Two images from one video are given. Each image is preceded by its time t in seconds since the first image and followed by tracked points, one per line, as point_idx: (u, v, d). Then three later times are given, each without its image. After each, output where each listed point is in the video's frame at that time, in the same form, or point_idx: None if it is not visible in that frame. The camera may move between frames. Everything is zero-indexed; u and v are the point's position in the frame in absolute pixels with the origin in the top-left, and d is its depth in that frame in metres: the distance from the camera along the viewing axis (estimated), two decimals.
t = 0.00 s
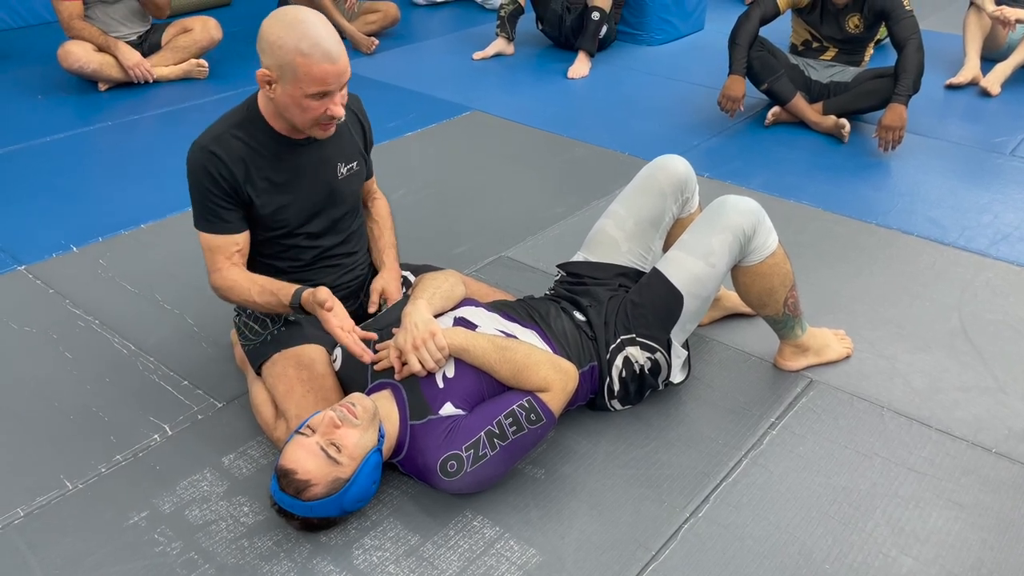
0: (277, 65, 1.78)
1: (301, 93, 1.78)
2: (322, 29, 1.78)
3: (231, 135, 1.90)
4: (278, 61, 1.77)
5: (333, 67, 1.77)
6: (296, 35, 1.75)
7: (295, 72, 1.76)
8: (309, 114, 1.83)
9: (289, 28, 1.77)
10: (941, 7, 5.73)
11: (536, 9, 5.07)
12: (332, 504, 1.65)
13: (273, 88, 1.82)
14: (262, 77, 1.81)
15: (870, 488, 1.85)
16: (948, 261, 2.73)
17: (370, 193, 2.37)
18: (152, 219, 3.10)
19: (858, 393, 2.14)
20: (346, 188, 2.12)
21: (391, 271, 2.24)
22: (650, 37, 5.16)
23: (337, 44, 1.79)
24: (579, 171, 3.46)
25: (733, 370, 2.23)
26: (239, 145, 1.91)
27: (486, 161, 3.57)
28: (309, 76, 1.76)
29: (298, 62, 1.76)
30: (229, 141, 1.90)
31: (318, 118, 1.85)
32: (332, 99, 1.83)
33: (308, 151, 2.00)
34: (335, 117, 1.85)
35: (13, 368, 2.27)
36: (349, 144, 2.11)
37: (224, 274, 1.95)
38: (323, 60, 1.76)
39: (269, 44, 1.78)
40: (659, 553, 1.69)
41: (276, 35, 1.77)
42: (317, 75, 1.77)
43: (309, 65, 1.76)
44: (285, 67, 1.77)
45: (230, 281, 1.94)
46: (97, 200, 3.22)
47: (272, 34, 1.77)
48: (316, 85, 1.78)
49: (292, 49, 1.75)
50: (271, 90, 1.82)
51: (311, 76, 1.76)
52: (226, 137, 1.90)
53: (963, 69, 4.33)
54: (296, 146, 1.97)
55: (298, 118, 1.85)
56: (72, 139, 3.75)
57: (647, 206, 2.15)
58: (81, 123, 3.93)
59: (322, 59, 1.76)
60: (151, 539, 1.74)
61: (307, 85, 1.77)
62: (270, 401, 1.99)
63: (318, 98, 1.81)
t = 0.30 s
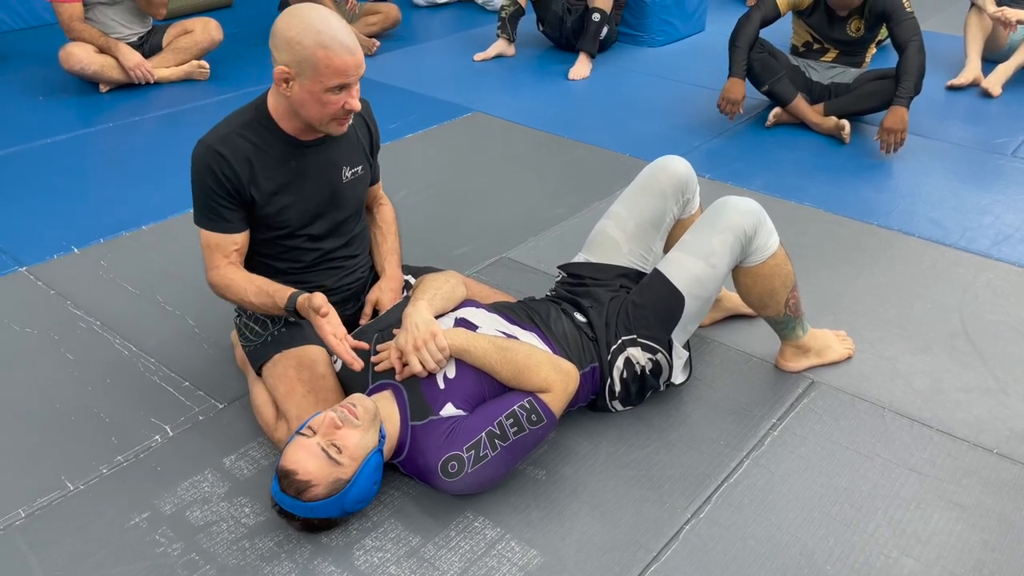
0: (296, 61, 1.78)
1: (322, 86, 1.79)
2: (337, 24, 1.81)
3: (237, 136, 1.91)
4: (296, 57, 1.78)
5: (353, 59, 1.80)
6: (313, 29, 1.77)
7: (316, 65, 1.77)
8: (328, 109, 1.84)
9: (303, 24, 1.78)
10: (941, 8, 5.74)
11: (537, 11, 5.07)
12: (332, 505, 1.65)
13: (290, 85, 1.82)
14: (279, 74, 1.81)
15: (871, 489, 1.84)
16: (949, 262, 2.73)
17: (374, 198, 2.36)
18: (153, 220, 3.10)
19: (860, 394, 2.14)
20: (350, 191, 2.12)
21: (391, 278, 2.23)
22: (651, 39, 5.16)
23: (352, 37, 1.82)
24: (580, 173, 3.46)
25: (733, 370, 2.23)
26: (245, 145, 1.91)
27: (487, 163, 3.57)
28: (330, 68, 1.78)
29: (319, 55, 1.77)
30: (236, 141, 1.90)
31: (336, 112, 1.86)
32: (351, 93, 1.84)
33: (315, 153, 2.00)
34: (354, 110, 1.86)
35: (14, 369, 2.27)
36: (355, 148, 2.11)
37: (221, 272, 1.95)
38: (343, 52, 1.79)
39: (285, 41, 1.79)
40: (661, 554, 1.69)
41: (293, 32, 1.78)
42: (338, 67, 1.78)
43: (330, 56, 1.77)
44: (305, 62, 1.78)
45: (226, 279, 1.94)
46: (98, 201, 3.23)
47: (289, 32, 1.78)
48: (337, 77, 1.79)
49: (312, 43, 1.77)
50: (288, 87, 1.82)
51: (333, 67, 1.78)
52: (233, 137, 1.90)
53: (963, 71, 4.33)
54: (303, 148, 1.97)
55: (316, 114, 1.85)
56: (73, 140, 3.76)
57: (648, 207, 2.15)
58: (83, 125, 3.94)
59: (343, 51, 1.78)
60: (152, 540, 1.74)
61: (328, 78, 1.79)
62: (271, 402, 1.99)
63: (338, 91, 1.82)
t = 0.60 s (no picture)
0: (303, 62, 1.79)
1: (329, 87, 1.80)
2: (343, 25, 1.82)
3: (245, 139, 1.91)
4: (303, 58, 1.79)
5: (360, 60, 1.81)
6: (320, 30, 1.78)
7: (323, 66, 1.78)
8: (334, 110, 1.84)
9: (310, 25, 1.79)
10: (941, 9, 5.74)
11: (537, 13, 5.08)
12: (334, 506, 1.65)
13: (297, 86, 1.82)
14: (285, 76, 1.81)
15: (871, 490, 1.84)
16: (949, 263, 2.73)
17: (376, 200, 2.36)
18: (154, 222, 3.10)
19: (860, 395, 2.14)
20: (354, 192, 2.13)
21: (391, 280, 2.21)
22: (652, 40, 5.16)
23: (358, 38, 1.83)
24: (581, 174, 3.47)
25: (734, 372, 2.23)
26: (252, 148, 1.91)
27: (488, 165, 3.58)
28: (337, 69, 1.78)
29: (326, 55, 1.78)
30: (243, 144, 1.91)
31: (343, 113, 1.86)
32: (357, 94, 1.85)
33: (320, 154, 2.01)
34: (360, 110, 1.87)
35: (16, 370, 2.27)
36: (359, 148, 2.12)
37: (232, 273, 1.96)
38: (350, 52, 1.79)
39: (292, 43, 1.79)
40: (662, 555, 1.69)
41: (300, 33, 1.78)
42: (345, 67, 1.79)
43: (337, 56, 1.78)
44: (312, 63, 1.78)
45: (238, 280, 1.95)
46: (99, 203, 3.23)
47: (296, 33, 1.79)
48: (343, 78, 1.80)
49: (319, 44, 1.78)
50: (294, 89, 1.83)
51: (339, 68, 1.78)
52: (240, 140, 1.91)
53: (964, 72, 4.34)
54: (308, 149, 1.98)
55: (322, 115, 1.85)
56: (76, 142, 3.77)
57: (649, 208, 2.15)
58: (84, 127, 3.94)
59: (349, 52, 1.79)
60: (154, 541, 1.74)
61: (335, 78, 1.79)
62: (272, 403, 1.99)
63: (345, 91, 1.82)
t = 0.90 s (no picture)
0: (300, 63, 1.79)
1: (326, 87, 1.80)
2: (341, 26, 1.83)
3: (247, 141, 1.91)
4: (300, 59, 1.79)
5: (358, 61, 1.81)
6: (318, 32, 1.79)
7: (320, 66, 1.78)
8: (332, 110, 1.84)
9: (307, 26, 1.79)
10: (942, 11, 5.74)
11: (539, 14, 5.08)
12: (335, 506, 1.65)
13: (294, 87, 1.82)
14: (283, 76, 1.81)
15: (872, 491, 1.85)
16: (951, 264, 2.73)
17: (378, 201, 2.36)
18: (156, 223, 3.11)
19: (862, 396, 2.14)
20: (355, 192, 2.13)
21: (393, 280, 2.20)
22: (653, 42, 5.17)
23: (355, 39, 1.83)
24: (582, 175, 3.47)
25: (735, 372, 2.24)
26: (254, 150, 1.92)
27: (489, 166, 3.58)
28: (334, 69, 1.79)
29: (324, 56, 1.78)
30: (245, 146, 1.91)
31: (340, 114, 1.86)
32: (355, 95, 1.85)
33: (322, 155, 2.01)
34: (357, 112, 1.87)
35: (17, 371, 2.28)
36: (360, 148, 2.12)
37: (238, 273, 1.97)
38: (347, 53, 1.80)
39: (290, 44, 1.80)
40: (663, 556, 1.69)
41: (298, 34, 1.79)
42: (341, 69, 1.79)
43: (334, 58, 1.78)
44: (309, 63, 1.79)
45: (245, 280, 1.97)
46: (101, 204, 3.24)
47: (294, 34, 1.79)
48: (341, 79, 1.80)
49: (316, 44, 1.78)
50: (292, 89, 1.83)
51: (336, 69, 1.79)
52: (242, 142, 1.91)
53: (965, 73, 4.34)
54: (310, 150, 1.98)
55: (320, 116, 1.86)
56: (76, 144, 3.77)
57: (650, 210, 2.15)
58: (86, 128, 3.95)
59: (347, 52, 1.79)
60: (156, 542, 1.75)
61: (332, 80, 1.79)
62: (274, 405, 2.00)
63: (342, 92, 1.82)
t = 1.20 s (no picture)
0: (301, 65, 1.79)
1: (327, 89, 1.80)
2: (340, 27, 1.83)
3: (247, 143, 1.91)
4: (301, 61, 1.79)
5: (358, 62, 1.81)
6: (318, 33, 1.79)
7: (321, 68, 1.78)
8: (333, 112, 1.85)
9: (307, 27, 1.79)
10: (943, 12, 5.74)
11: (540, 15, 5.08)
12: (336, 508, 1.65)
13: (295, 89, 1.83)
14: (283, 78, 1.82)
15: (874, 493, 1.84)
16: (953, 266, 2.73)
17: (378, 202, 2.35)
18: (158, 224, 3.11)
19: (863, 397, 2.14)
20: (356, 192, 2.13)
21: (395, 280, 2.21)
22: (654, 43, 5.17)
23: (355, 40, 1.83)
24: (583, 177, 3.47)
25: (737, 374, 2.23)
26: (254, 152, 1.92)
27: (491, 167, 3.58)
28: (334, 71, 1.79)
29: (324, 58, 1.78)
30: (246, 149, 1.91)
31: (341, 115, 1.87)
32: (356, 96, 1.85)
33: (322, 156, 2.02)
34: (358, 112, 1.87)
35: (19, 372, 2.28)
36: (360, 149, 2.12)
37: (238, 276, 1.98)
38: (347, 54, 1.80)
39: (290, 46, 1.80)
40: (664, 557, 1.69)
41: (298, 36, 1.79)
42: (342, 70, 1.79)
43: (335, 59, 1.79)
44: (310, 65, 1.79)
45: (246, 283, 1.98)
46: (103, 205, 3.24)
47: (294, 36, 1.79)
48: (342, 80, 1.80)
49: (317, 46, 1.78)
50: (292, 91, 1.83)
51: (337, 71, 1.79)
52: (242, 144, 1.91)
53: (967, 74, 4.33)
54: (310, 151, 1.98)
55: (321, 117, 1.86)
56: (78, 146, 3.77)
57: (651, 211, 2.16)
58: (88, 129, 3.95)
59: (347, 54, 1.80)
60: (157, 543, 1.75)
61: (333, 81, 1.80)
62: (276, 406, 2.00)
63: (343, 94, 1.83)
